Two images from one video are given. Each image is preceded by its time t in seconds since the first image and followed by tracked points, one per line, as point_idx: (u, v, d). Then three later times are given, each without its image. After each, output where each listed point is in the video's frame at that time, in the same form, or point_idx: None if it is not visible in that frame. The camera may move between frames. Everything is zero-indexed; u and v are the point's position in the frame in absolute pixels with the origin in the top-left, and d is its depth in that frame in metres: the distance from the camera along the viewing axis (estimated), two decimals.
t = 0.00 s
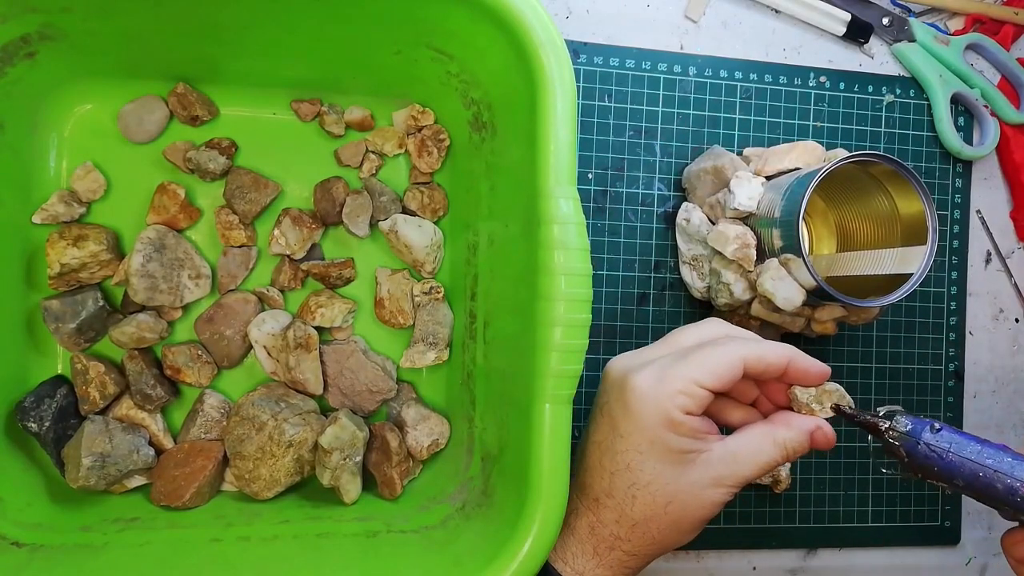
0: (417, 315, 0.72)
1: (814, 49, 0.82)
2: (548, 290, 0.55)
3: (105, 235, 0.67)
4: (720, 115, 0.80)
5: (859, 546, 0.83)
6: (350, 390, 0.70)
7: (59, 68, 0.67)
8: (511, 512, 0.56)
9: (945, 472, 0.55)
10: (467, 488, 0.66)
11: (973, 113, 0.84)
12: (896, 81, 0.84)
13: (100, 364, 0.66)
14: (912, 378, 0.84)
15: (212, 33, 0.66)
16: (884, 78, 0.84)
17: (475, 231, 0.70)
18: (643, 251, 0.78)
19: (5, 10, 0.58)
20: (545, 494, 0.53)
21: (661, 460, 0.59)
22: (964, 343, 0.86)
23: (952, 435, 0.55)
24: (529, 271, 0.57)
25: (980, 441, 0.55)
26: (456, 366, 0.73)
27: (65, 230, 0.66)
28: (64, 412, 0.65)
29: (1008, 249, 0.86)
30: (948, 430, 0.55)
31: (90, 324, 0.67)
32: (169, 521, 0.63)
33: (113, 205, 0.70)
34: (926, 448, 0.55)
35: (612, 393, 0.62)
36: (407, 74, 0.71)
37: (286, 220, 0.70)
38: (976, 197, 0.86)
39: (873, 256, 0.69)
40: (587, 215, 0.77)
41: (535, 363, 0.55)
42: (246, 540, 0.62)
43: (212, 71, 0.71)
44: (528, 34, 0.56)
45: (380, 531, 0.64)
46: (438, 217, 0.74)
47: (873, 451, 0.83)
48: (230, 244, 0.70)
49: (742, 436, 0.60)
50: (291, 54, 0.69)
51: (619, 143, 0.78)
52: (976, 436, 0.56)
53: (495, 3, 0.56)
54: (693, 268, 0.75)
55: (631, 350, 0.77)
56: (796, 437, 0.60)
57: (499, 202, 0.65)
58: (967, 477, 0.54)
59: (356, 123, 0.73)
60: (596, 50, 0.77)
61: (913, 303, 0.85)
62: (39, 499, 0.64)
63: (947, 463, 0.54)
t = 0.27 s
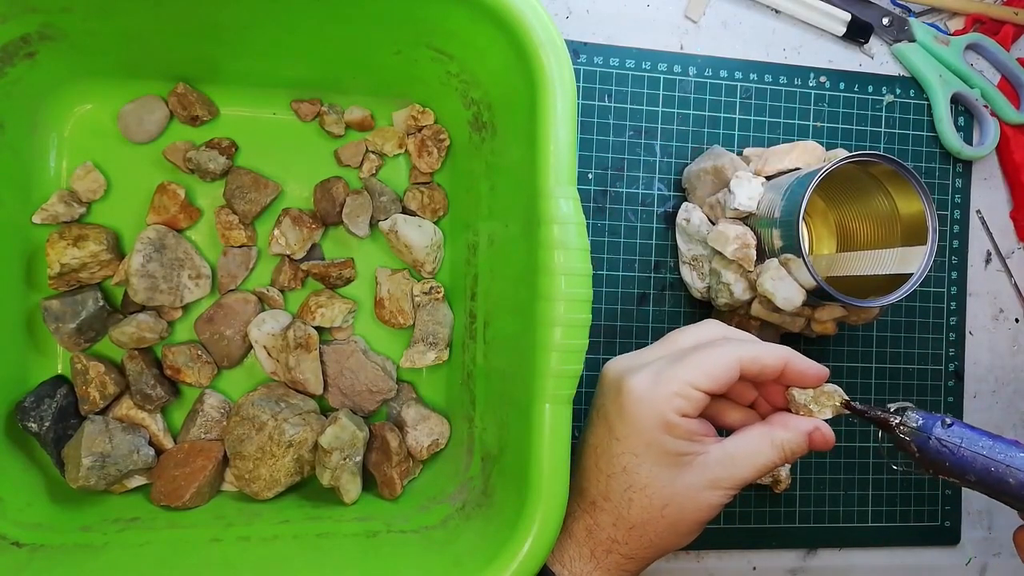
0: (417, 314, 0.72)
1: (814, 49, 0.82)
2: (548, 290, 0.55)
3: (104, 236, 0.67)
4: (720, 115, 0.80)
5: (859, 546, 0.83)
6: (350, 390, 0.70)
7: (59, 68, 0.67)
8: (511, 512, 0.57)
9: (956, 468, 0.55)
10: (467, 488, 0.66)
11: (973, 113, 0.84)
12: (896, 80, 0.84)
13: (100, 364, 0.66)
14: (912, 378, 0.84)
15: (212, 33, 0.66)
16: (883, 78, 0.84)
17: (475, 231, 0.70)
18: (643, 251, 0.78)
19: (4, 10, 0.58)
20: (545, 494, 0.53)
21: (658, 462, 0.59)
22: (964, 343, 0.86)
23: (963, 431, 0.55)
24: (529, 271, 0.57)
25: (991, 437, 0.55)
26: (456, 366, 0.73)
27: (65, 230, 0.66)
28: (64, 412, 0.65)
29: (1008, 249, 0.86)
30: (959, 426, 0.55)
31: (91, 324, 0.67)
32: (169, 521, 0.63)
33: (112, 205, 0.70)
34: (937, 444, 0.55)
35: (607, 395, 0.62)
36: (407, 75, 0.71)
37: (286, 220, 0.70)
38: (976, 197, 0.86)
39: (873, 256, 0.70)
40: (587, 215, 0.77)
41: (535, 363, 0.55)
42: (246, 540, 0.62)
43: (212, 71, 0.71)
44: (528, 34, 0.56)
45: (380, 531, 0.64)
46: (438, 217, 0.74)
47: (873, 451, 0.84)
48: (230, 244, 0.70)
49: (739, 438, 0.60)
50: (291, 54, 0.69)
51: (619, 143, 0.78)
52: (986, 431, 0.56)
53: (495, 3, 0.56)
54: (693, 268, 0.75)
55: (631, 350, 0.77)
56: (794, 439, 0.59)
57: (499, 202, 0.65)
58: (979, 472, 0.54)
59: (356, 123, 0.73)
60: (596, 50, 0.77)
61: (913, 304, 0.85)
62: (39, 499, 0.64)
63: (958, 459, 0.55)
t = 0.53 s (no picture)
0: (417, 314, 0.72)
1: (814, 49, 0.82)
2: (548, 290, 0.55)
3: (104, 236, 0.67)
4: (720, 115, 0.80)
5: (859, 546, 0.83)
6: (350, 390, 0.70)
7: (59, 68, 0.67)
8: (511, 512, 0.56)
9: (964, 469, 0.54)
10: (467, 488, 0.66)
11: (973, 113, 0.84)
12: (896, 81, 0.84)
13: (100, 364, 0.66)
14: (912, 378, 0.84)
15: (212, 33, 0.66)
16: (883, 78, 0.84)
17: (475, 231, 0.70)
18: (643, 251, 0.78)
19: (4, 10, 0.58)
20: (545, 494, 0.53)
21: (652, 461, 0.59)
22: (964, 343, 0.86)
23: (970, 432, 0.55)
24: (529, 271, 0.57)
25: (1000, 439, 0.54)
26: (456, 366, 0.73)
27: (65, 230, 0.66)
28: (64, 412, 0.65)
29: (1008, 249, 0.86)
30: (967, 428, 0.55)
31: (91, 324, 0.67)
32: (169, 521, 0.63)
33: (113, 205, 0.70)
34: (945, 445, 0.55)
35: (603, 395, 0.63)
36: (408, 75, 0.71)
37: (286, 220, 0.70)
38: (976, 197, 0.86)
39: (873, 256, 0.70)
40: (587, 215, 0.77)
41: (535, 363, 0.55)
42: (246, 540, 0.62)
43: (213, 71, 0.71)
44: (528, 33, 0.56)
45: (380, 531, 0.64)
46: (438, 217, 0.74)
47: (873, 451, 0.84)
48: (230, 244, 0.70)
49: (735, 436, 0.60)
50: (291, 54, 0.69)
51: (619, 143, 0.78)
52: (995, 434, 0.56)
53: (495, 3, 0.56)
54: (693, 268, 0.75)
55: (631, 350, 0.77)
56: (793, 437, 0.59)
57: (499, 203, 0.65)
58: (986, 473, 0.54)
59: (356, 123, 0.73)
60: (596, 50, 0.77)
61: (913, 304, 0.85)
62: (39, 499, 0.64)
63: (965, 459, 0.54)
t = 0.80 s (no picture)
0: (417, 314, 0.72)
1: (814, 49, 0.82)
2: (548, 290, 0.55)
3: (104, 236, 0.67)
4: (720, 115, 0.80)
5: (859, 546, 0.83)
6: (350, 390, 0.70)
7: (59, 68, 0.67)
8: (511, 512, 0.56)
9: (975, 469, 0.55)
10: (467, 488, 0.66)
11: (973, 113, 0.84)
12: (896, 80, 0.84)
13: (100, 364, 0.66)
14: (911, 378, 0.85)
15: (212, 33, 0.66)
16: (883, 78, 0.84)
17: (475, 231, 0.70)
18: (643, 251, 0.78)
19: (4, 10, 0.58)
20: (545, 495, 0.53)
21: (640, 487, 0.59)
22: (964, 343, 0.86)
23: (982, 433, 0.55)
24: (529, 271, 0.57)
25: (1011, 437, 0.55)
26: (456, 366, 0.73)
27: (65, 230, 0.66)
28: (64, 412, 0.65)
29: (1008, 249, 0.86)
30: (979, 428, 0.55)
31: (91, 324, 0.67)
32: (169, 521, 0.63)
33: (113, 205, 0.70)
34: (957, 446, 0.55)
35: (592, 423, 0.63)
36: (408, 75, 0.71)
37: (286, 220, 0.70)
38: (976, 197, 0.86)
39: (873, 256, 0.69)
40: (587, 215, 0.77)
41: (535, 363, 0.55)
42: (246, 540, 0.62)
43: (213, 71, 0.71)
44: (528, 33, 0.56)
45: (380, 531, 0.64)
46: (438, 217, 0.74)
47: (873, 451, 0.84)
48: (230, 244, 0.70)
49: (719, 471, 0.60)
50: (292, 54, 0.69)
51: (619, 143, 0.78)
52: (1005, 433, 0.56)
53: (495, 3, 0.56)
54: (693, 268, 0.75)
55: (631, 350, 0.77)
56: (779, 474, 0.59)
57: (499, 203, 0.65)
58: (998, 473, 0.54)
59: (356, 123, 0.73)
60: (596, 50, 0.77)
61: (913, 304, 0.85)
62: (39, 498, 0.64)
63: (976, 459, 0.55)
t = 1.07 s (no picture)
0: (417, 314, 0.72)
1: (814, 49, 0.82)
2: (548, 290, 0.55)
3: (104, 235, 0.67)
4: (720, 115, 0.80)
5: (859, 546, 0.83)
6: (350, 391, 0.70)
7: (59, 68, 0.67)
8: (511, 513, 0.56)
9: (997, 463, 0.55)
10: (467, 489, 0.66)
11: (973, 113, 0.84)
12: (896, 80, 0.84)
13: (100, 364, 0.66)
14: (911, 378, 0.85)
15: (212, 33, 0.66)
16: (883, 78, 0.84)
17: (476, 231, 0.70)
18: (643, 251, 0.78)
19: (4, 10, 0.58)
20: (544, 495, 0.53)
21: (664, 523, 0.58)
22: (964, 343, 0.86)
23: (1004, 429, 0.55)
24: (529, 271, 0.57)
25: None
26: (456, 367, 0.73)
27: (65, 230, 0.66)
28: (64, 412, 0.65)
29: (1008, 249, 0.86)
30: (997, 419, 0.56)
31: (91, 324, 0.67)
32: (169, 520, 0.63)
33: (113, 205, 0.70)
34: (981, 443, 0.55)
35: (626, 457, 0.62)
36: (407, 75, 0.71)
37: (286, 220, 0.70)
38: (976, 197, 0.86)
39: (873, 256, 0.69)
40: (587, 215, 0.77)
41: (535, 363, 0.55)
42: (247, 540, 0.62)
43: (212, 71, 0.71)
44: (528, 34, 0.56)
45: (381, 531, 0.64)
46: (438, 217, 0.74)
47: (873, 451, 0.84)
48: (230, 244, 0.70)
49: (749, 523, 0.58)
50: (291, 54, 0.69)
51: (619, 143, 0.78)
52: None
53: (495, 3, 0.56)
54: (693, 268, 0.75)
55: (631, 350, 0.77)
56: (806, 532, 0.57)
57: (499, 204, 0.65)
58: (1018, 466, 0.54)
59: (356, 123, 0.73)
60: (596, 50, 0.77)
61: (913, 304, 0.84)
62: (39, 498, 0.64)
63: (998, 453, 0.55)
